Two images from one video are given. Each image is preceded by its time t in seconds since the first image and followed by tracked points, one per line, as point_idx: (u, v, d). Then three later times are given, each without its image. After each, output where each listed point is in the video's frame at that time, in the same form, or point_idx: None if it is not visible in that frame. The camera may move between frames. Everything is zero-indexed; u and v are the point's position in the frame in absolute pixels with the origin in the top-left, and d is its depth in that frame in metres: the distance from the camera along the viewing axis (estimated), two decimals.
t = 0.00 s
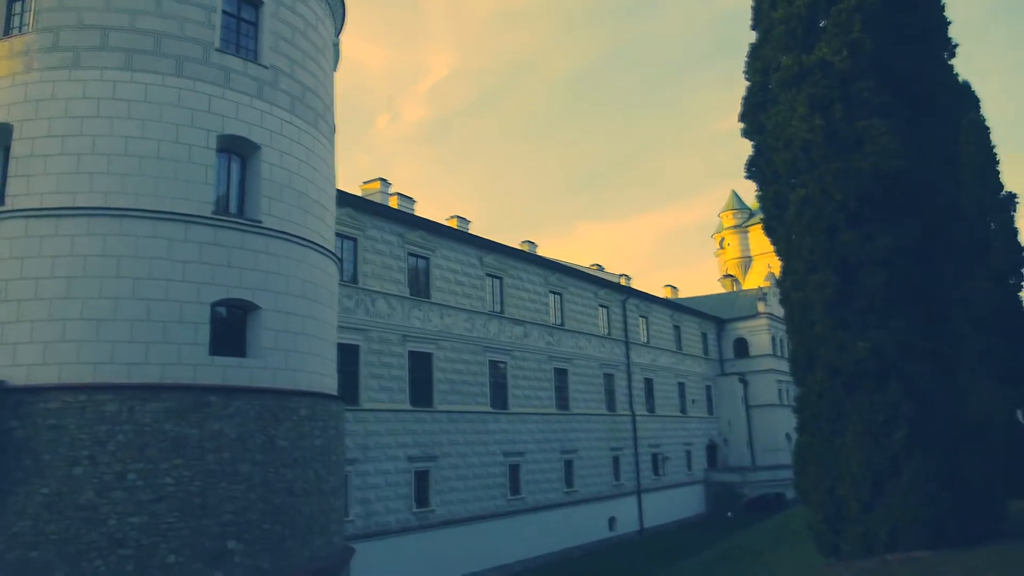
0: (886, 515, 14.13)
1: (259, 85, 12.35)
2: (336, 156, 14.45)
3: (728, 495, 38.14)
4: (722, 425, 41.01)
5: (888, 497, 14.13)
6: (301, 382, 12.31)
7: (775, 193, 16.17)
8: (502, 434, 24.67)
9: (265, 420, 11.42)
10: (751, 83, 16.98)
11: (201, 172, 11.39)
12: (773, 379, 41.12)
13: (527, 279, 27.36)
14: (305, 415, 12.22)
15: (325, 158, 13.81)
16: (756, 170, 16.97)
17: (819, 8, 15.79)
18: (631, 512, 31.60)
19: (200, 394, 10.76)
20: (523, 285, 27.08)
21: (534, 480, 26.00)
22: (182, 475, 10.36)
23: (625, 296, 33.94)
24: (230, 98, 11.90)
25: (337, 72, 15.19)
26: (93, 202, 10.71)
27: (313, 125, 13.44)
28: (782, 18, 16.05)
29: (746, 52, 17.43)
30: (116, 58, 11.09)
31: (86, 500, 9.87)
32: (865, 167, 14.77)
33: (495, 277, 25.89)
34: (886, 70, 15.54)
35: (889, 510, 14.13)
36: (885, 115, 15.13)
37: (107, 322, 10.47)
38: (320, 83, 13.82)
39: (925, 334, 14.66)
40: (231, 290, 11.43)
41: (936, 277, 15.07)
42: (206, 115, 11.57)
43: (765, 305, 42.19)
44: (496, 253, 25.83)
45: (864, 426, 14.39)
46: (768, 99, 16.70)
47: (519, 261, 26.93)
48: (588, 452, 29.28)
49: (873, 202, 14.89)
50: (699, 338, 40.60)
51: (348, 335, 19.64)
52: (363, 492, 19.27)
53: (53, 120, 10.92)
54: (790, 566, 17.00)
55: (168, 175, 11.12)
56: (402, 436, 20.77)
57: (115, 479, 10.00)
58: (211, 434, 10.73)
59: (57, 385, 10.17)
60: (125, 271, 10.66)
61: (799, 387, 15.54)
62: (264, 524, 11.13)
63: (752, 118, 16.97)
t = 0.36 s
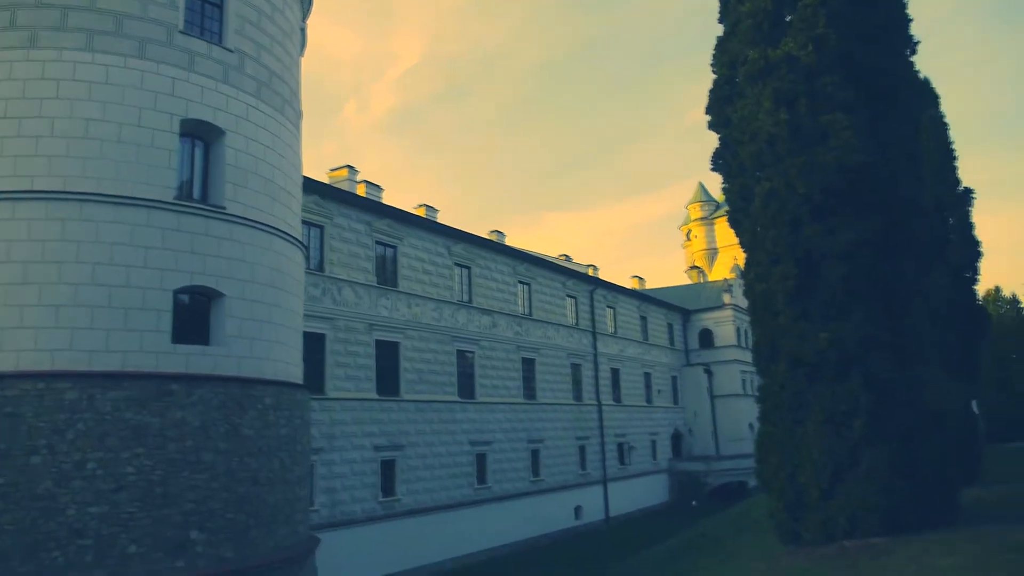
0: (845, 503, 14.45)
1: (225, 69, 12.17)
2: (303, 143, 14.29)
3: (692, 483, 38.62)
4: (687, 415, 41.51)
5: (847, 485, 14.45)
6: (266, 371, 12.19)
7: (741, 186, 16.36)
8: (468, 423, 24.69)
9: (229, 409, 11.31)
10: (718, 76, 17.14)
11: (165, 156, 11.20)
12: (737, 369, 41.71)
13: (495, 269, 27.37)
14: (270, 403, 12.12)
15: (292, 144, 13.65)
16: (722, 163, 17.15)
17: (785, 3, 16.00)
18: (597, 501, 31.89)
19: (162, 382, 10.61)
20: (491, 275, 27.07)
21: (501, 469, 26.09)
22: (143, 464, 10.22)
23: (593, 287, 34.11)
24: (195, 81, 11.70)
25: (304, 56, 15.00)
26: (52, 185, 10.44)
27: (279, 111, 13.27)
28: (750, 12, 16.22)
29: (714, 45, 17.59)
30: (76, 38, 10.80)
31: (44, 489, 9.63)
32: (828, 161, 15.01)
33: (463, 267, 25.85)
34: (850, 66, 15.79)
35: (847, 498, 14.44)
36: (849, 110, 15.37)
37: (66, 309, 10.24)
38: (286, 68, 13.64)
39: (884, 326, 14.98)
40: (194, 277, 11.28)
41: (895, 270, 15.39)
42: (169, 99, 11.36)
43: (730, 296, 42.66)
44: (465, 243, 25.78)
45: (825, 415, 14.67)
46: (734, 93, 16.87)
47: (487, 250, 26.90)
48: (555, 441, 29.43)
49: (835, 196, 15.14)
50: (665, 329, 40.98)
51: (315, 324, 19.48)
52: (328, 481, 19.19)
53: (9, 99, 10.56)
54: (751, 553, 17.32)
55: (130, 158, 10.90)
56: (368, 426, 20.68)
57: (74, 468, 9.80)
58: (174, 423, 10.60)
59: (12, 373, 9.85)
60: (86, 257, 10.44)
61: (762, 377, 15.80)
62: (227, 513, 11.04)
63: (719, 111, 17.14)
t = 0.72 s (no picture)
0: (807, 493, 14.71)
1: (191, 54, 11.96)
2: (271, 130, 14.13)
3: (660, 473, 39.01)
4: (655, 406, 41.91)
5: (810, 476, 14.70)
6: (232, 360, 12.06)
7: (709, 179, 16.51)
8: (438, 414, 24.66)
9: (194, 399, 11.17)
10: (689, 70, 17.25)
11: (129, 142, 10.99)
12: (705, 361, 42.17)
13: (466, 260, 27.33)
14: (237, 394, 11.99)
15: (260, 131, 13.47)
16: (692, 156, 17.28)
17: None
18: (565, 491, 32.09)
19: (126, 371, 10.45)
20: (461, 265, 27.02)
21: (470, 460, 26.14)
22: (106, 454, 10.07)
23: (564, 278, 34.21)
24: (160, 66, 11.49)
25: (273, 42, 14.79)
26: (11, 170, 10.20)
27: (247, 97, 13.09)
28: (720, 6, 16.34)
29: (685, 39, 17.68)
30: (36, 19, 10.55)
31: (4, 480, 9.44)
32: (794, 156, 15.20)
33: (434, 257, 25.78)
34: (817, 62, 15.98)
35: (810, 488, 14.70)
36: (816, 106, 15.57)
37: (26, 296, 10.01)
38: (255, 54, 13.45)
39: (846, 318, 15.26)
40: (159, 266, 11.11)
41: (858, 263, 15.68)
42: (134, 83, 11.15)
43: (699, 288, 43.09)
44: (436, 233, 25.70)
45: (789, 407, 14.90)
46: (704, 86, 17.00)
47: (458, 241, 26.84)
48: (524, 432, 29.53)
49: (801, 190, 15.35)
50: (634, 321, 41.26)
51: (283, 313, 19.31)
52: (296, 472, 19.08)
53: None
54: (715, 542, 17.58)
55: (93, 143, 10.69)
56: (336, 416, 20.57)
57: (35, 459, 9.61)
58: (138, 413, 10.46)
59: None
60: (47, 244, 10.22)
61: (728, 369, 16.00)
62: (193, 504, 10.93)
63: (689, 104, 17.26)
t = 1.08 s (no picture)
0: (772, 484, 14.95)
1: (159, 39, 11.77)
2: (240, 118, 13.95)
3: (629, 465, 39.34)
4: (625, 398, 42.24)
5: (774, 467, 14.95)
6: (199, 351, 11.92)
7: (679, 173, 16.66)
8: (408, 406, 24.62)
9: (161, 390, 11.04)
10: (661, 64, 17.37)
11: (94, 128, 10.80)
12: (674, 353, 42.56)
13: (438, 251, 27.26)
14: (204, 385, 11.86)
15: (229, 119, 13.30)
16: (662, 150, 17.42)
17: None
18: (535, 483, 32.23)
19: (90, 361, 10.29)
20: (433, 256, 26.94)
21: (441, 451, 26.15)
22: (69, 445, 9.92)
23: (535, 270, 34.28)
24: (127, 50, 11.29)
25: (243, 28, 14.59)
26: None
27: (216, 84, 12.90)
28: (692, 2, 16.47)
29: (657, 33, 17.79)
30: None
31: None
32: (763, 152, 15.38)
33: (405, 249, 25.68)
34: (787, 58, 16.17)
35: (774, 479, 14.95)
36: (785, 102, 15.75)
37: None
38: (224, 40, 13.25)
39: (811, 312, 15.51)
40: (125, 254, 10.95)
41: (824, 258, 15.94)
42: (99, 68, 10.94)
43: (669, 282, 43.46)
44: (407, 224, 25.59)
45: (755, 400, 15.12)
46: (675, 81, 17.13)
47: (430, 232, 26.76)
48: (494, 424, 29.60)
49: (769, 186, 15.55)
50: (605, 313, 41.50)
51: (251, 304, 19.11)
52: (264, 464, 18.95)
53: None
54: (682, 532, 17.81)
55: (56, 129, 10.48)
56: (306, 408, 20.45)
57: None
58: (102, 404, 10.31)
59: None
60: (8, 231, 10.01)
61: (697, 362, 16.19)
62: (158, 496, 10.81)
63: (660, 99, 17.39)
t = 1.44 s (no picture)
0: (738, 475, 15.17)
1: (124, 23, 11.55)
2: (208, 105, 13.74)
3: (599, 457, 39.62)
4: (596, 390, 42.50)
5: (741, 458, 15.17)
6: (165, 342, 11.76)
7: (650, 167, 16.76)
8: (378, 397, 24.54)
9: (125, 381, 10.88)
10: (632, 58, 17.44)
11: (57, 114, 10.58)
12: (645, 346, 42.88)
13: (409, 243, 27.15)
14: (170, 376, 11.72)
15: (196, 107, 13.09)
16: (633, 144, 17.51)
17: None
18: (506, 474, 32.34)
19: (52, 352, 10.11)
20: (404, 248, 26.82)
21: (411, 443, 26.11)
22: (30, 438, 9.74)
23: (507, 263, 34.28)
24: (90, 35, 11.06)
25: (212, 14, 14.36)
26: None
27: (184, 71, 12.70)
28: None
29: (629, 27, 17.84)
30: None
31: None
32: (732, 146, 15.52)
33: (376, 240, 25.53)
34: (757, 54, 16.32)
35: (740, 470, 15.17)
36: (754, 97, 15.91)
37: None
38: (192, 26, 13.03)
39: (778, 305, 15.72)
40: (88, 244, 10.76)
41: (790, 253, 16.16)
42: (63, 53, 10.71)
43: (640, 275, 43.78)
44: (378, 215, 25.44)
45: (722, 392, 15.32)
46: (646, 75, 17.22)
47: (401, 223, 26.64)
48: (465, 416, 29.63)
49: (738, 180, 15.71)
50: (576, 306, 41.68)
51: (219, 295, 18.88)
52: (232, 456, 18.80)
53: None
54: (649, 523, 17.98)
55: (17, 114, 10.25)
56: (275, 400, 20.30)
57: None
58: (65, 396, 10.14)
59: None
60: None
61: (666, 354, 16.34)
62: (123, 489, 10.68)
63: (631, 92, 17.47)
